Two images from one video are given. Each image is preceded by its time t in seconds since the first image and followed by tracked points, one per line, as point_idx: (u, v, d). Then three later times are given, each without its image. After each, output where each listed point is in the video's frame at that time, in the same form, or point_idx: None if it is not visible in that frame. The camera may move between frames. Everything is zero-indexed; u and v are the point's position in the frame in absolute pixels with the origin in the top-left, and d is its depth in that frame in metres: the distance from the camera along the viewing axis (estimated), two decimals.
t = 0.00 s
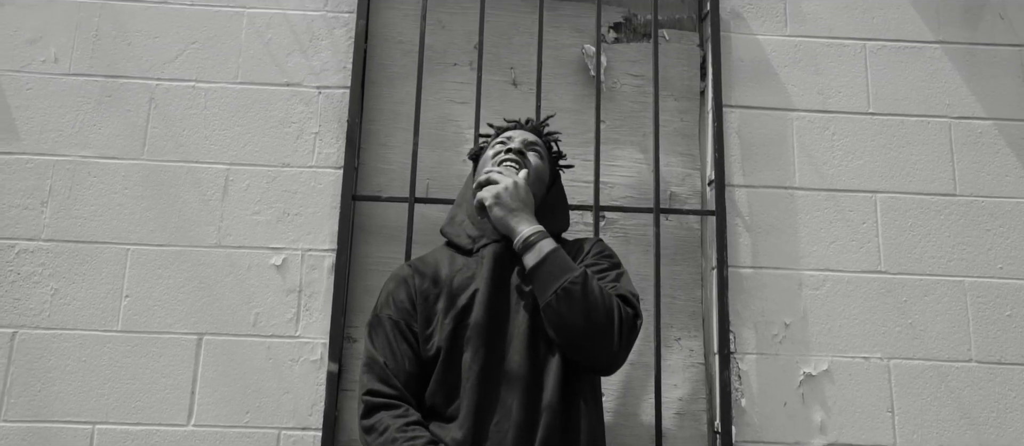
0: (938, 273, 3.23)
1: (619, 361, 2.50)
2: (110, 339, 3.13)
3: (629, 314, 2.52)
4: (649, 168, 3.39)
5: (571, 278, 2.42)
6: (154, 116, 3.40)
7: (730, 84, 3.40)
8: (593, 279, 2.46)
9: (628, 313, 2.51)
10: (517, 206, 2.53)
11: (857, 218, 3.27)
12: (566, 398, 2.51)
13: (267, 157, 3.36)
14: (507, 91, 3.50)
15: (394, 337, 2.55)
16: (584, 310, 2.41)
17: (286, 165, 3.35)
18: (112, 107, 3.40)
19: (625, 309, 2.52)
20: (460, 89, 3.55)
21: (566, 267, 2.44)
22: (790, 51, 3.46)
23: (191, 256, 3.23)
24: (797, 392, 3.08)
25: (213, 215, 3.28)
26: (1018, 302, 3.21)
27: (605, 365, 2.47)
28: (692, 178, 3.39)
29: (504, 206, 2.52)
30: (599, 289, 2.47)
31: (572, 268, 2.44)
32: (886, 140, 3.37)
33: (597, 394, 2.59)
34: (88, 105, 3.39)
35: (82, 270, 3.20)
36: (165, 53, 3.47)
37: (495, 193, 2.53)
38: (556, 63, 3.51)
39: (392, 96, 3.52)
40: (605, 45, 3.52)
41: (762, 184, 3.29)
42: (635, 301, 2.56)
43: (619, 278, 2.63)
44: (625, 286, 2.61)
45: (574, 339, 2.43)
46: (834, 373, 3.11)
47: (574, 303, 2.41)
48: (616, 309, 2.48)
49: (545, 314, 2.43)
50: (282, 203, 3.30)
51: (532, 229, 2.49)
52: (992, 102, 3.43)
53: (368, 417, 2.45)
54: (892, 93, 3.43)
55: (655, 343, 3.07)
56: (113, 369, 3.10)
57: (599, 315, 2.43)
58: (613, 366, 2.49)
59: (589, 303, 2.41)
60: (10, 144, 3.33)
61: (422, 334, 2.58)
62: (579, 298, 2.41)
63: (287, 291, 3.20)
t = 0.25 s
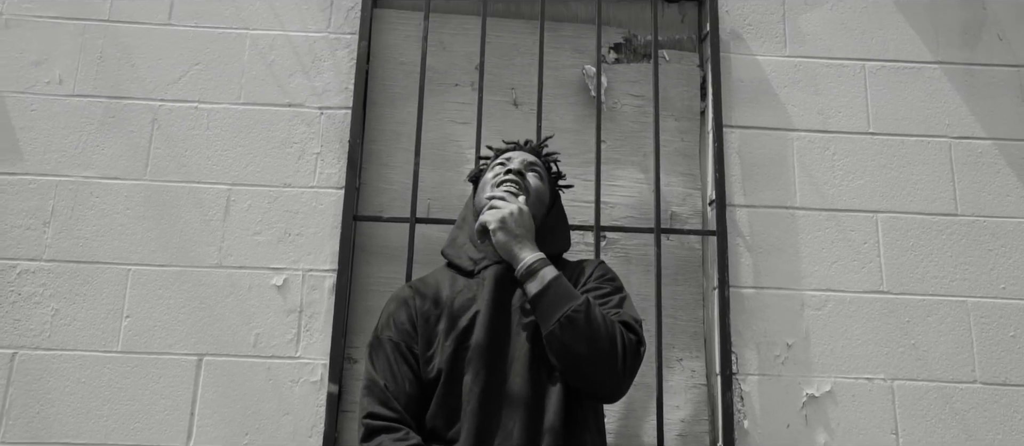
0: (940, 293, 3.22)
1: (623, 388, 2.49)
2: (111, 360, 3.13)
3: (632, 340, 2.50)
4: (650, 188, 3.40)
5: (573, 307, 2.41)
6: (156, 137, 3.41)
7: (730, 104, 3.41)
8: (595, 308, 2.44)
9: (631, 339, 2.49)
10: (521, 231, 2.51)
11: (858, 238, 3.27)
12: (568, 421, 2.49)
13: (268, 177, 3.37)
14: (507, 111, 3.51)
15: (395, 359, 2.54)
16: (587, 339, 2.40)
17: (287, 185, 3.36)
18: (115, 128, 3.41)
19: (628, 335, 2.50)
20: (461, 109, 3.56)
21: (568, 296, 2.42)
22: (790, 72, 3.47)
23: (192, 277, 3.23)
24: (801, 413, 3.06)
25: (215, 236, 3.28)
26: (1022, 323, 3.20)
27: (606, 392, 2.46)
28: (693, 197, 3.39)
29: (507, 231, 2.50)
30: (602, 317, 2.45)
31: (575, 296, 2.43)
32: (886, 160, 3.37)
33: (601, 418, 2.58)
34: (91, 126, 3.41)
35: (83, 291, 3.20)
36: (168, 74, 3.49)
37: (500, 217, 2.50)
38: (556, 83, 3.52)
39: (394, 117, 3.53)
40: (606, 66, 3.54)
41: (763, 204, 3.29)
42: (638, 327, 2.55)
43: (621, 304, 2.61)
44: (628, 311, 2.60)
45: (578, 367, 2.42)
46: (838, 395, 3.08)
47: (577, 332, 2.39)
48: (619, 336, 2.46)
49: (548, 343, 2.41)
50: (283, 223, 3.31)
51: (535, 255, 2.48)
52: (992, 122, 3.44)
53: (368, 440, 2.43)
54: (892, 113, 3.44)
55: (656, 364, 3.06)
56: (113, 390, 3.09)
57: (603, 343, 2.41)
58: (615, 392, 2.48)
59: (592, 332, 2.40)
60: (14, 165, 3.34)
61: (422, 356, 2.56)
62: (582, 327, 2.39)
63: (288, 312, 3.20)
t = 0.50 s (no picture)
0: (941, 307, 3.21)
1: (629, 409, 2.48)
2: (109, 374, 3.12)
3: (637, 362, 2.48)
4: (650, 202, 3.39)
5: (579, 334, 2.38)
6: (157, 151, 3.41)
7: (730, 118, 3.41)
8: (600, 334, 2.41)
9: (636, 361, 2.47)
10: (516, 258, 2.49)
11: (859, 251, 3.26)
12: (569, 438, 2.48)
13: (269, 191, 3.37)
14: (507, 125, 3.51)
15: (394, 374, 2.53)
16: (594, 365, 2.38)
17: (288, 199, 3.36)
18: (115, 142, 3.42)
19: (633, 357, 2.48)
20: (461, 123, 3.56)
21: (573, 323, 2.39)
22: (789, 85, 3.48)
23: (192, 290, 3.23)
24: (802, 427, 3.04)
25: (214, 249, 3.28)
26: None
27: (611, 414, 2.45)
28: (693, 211, 3.39)
29: (502, 259, 2.48)
30: (607, 341, 2.43)
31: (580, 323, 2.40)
32: (886, 174, 3.37)
33: (605, 435, 2.58)
34: (92, 140, 3.41)
35: (82, 305, 3.20)
36: (170, 88, 3.50)
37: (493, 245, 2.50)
38: (556, 97, 3.52)
39: (394, 131, 3.53)
40: (606, 79, 3.54)
41: (764, 217, 3.29)
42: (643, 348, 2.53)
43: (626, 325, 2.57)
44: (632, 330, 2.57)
45: (584, 393, 2.41)
46: (839, 409, 3.07)
47: (583, 358, 2.37)
48: (625, 360, 2.44)
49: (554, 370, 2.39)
50: (283, 237, 3.30)
51: (535, 282, 2.44)
52: (992, 135, 3.44)
53: None
54: (891, 127, 3.44)
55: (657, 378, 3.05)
56: (111, 404, 3.08)
57: (609, 368, 2.40)
58: (620, 415, 2.46)
59: (599, 358, 2.38)
60: (14, 178, 3.34)
61: (422, 371, 2.55)
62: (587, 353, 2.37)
63: (287, 326, 3.19)
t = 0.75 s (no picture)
0: (942, 315, 3.20)
1: (633, 428, 2.44)
2: (108, 382, 3.11)
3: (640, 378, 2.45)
4: (650, 210, 3.39)
5: (582, 358, 2.33)
6: (157, 158, 3.41)
7: (730, 126, 3.41)
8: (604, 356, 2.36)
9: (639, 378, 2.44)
10: (502, 291, 2.38)
11: (859, 259, 3.26)
12: None
13: (268, 198, 3.37)
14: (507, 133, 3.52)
15: (394, 383, 2.52)
16: (599, 389, 2.33)
17: (288, 207, 3.35)
18: (116, 150, 3.42)
19: (635, 373, 2.44)
20: (461, 130, 3.56)
21: (575, 346, 2.34)
22: (789, 93, 3.48)
23: (191, 298, 3.22)
24: (803, 436, 3.03)
25: (214, 257, 3.28)
26: None
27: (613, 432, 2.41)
28: (693, 218, 3.39)
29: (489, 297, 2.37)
30: (610, 361, 2.38)
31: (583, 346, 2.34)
32: (886, 181, 3.37)
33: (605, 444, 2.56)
34: (92, 148, 3.41)
35: (81, 313, 3.19)
36: (170, 95, 3.50)
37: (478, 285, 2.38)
38: (556, 105, 3.52)
39: (394, 139, 3.53)
40: (606, 87, 3.54)
41: (764, 225, 3.29)
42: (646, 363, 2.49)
43: (629, 338, 2.54)
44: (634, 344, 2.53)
45: (587, 415, 2.36)
46: (840, 418, 3.06)
47: (587, 383, 2.33)
48: (628, 377, 2.40)
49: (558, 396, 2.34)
50: (282, 244, 3.30)
51: (535, 309, 2.36)
52: (992, 143, 3.44)
53: None
54: (891, 135, 3.44)
55: (658, 386, 3.04)
56: (110, 412, 3.08)
57: (612, 388, 2.35)
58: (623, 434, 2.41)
59: (603, 382, 2.33)
60: (15, 186, 3.34)
61: (422, 380, 2.54)
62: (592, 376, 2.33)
63: (287, 334, 3.19)
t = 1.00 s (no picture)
0: (943, 324, 3.19)
1: None
2: (107, 392, 3.11)
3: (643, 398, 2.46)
4: (650, 219, 3.39)
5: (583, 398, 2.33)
6: (157, 167, 3.41)
7: (730, 135, 3.41)
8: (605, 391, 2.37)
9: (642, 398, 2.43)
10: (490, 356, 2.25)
11: (860, 268, 3.25)
12: None
13: (269, 207, 3.37)
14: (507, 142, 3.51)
15: (394, 393, 2.49)
16: (604, 430, 2.35)
17: (288, 215, 3.35)
18: (116, 159, 3.42)
19: (638, 393, 2.44)
20: (462, 139, 3.56)
21: (575, 385, 2.34)
22: (789, 103, 3.48)
23: (191, 307, 3.22)
24: None
25: (214, 266, 3.28)
26: None
27: None
28: (693, 227, 3.38)
29: (485, 370, 2.23)
30: (611, 391, 2.39)
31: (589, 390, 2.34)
32: (886, 190, 3.37)
33: None
34: (93, 157, 3.42)
35: (81, 322, 3.19)
36: (171, 105, 3.50)
37: (471, 364, 2.22)
38: (556, 114, 3.52)
39: (394, 148, 3.53)
40: (606, 96, 3.54)
41: (764, 234, 3.28)
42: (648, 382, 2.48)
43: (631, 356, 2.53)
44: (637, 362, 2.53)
45: None
46: (842, 428, 3.04)
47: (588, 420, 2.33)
48: (630, 402, 2.40)
49: (562, 437, 2.35)
50: (282, 253, 3.30)
51: (531, 361, 2.29)
52: (992, 153, 3.44)
53: None
54: (891, 144, 3.44)
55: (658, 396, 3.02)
56: (109, 422, 3.07)
57: (614, 417, 2.36)
58: None
59: (604, 418, 2.34)
60: (15, 195, 3.34)
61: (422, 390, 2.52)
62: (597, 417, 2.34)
63: (286, 343, 3.18)
